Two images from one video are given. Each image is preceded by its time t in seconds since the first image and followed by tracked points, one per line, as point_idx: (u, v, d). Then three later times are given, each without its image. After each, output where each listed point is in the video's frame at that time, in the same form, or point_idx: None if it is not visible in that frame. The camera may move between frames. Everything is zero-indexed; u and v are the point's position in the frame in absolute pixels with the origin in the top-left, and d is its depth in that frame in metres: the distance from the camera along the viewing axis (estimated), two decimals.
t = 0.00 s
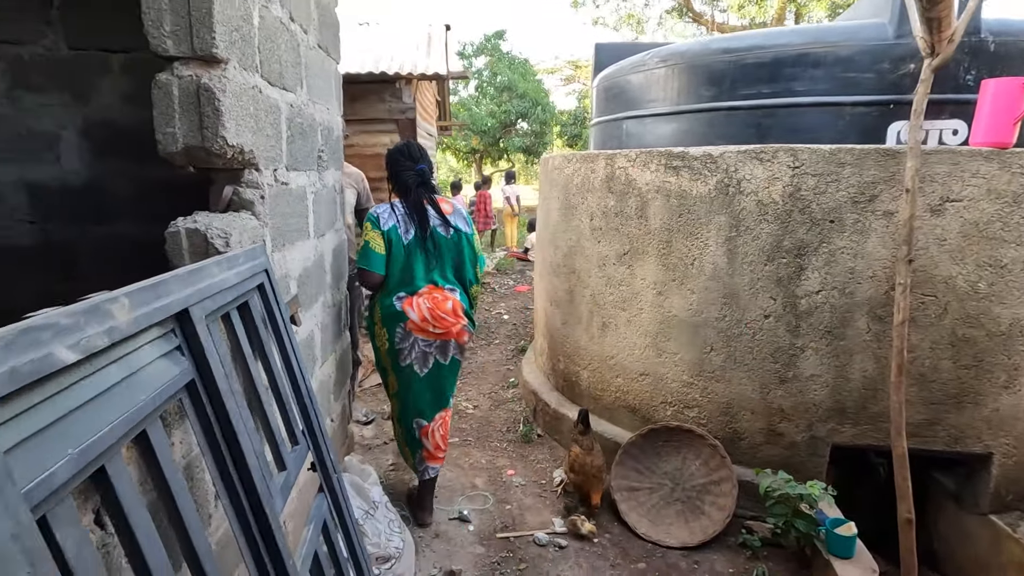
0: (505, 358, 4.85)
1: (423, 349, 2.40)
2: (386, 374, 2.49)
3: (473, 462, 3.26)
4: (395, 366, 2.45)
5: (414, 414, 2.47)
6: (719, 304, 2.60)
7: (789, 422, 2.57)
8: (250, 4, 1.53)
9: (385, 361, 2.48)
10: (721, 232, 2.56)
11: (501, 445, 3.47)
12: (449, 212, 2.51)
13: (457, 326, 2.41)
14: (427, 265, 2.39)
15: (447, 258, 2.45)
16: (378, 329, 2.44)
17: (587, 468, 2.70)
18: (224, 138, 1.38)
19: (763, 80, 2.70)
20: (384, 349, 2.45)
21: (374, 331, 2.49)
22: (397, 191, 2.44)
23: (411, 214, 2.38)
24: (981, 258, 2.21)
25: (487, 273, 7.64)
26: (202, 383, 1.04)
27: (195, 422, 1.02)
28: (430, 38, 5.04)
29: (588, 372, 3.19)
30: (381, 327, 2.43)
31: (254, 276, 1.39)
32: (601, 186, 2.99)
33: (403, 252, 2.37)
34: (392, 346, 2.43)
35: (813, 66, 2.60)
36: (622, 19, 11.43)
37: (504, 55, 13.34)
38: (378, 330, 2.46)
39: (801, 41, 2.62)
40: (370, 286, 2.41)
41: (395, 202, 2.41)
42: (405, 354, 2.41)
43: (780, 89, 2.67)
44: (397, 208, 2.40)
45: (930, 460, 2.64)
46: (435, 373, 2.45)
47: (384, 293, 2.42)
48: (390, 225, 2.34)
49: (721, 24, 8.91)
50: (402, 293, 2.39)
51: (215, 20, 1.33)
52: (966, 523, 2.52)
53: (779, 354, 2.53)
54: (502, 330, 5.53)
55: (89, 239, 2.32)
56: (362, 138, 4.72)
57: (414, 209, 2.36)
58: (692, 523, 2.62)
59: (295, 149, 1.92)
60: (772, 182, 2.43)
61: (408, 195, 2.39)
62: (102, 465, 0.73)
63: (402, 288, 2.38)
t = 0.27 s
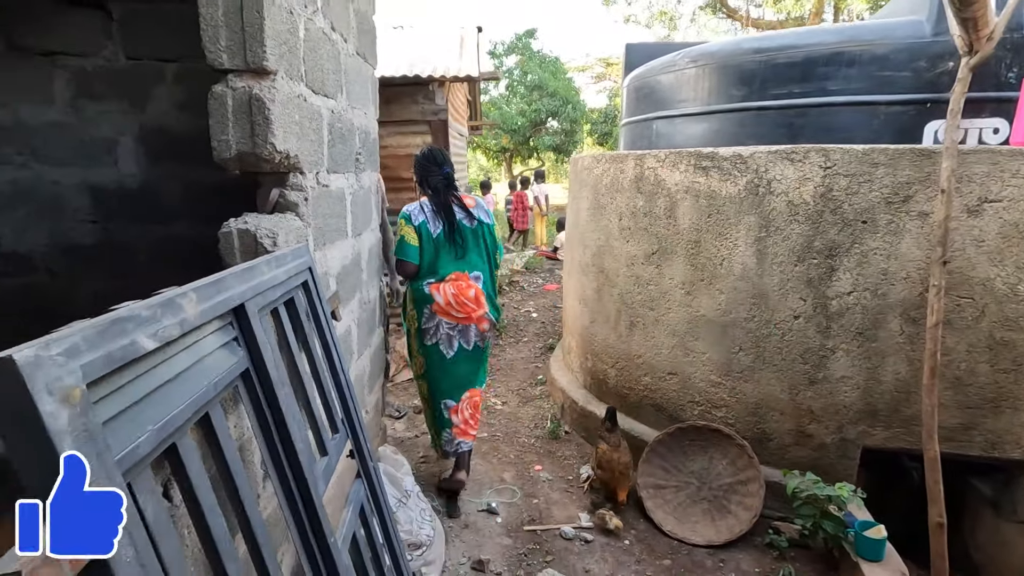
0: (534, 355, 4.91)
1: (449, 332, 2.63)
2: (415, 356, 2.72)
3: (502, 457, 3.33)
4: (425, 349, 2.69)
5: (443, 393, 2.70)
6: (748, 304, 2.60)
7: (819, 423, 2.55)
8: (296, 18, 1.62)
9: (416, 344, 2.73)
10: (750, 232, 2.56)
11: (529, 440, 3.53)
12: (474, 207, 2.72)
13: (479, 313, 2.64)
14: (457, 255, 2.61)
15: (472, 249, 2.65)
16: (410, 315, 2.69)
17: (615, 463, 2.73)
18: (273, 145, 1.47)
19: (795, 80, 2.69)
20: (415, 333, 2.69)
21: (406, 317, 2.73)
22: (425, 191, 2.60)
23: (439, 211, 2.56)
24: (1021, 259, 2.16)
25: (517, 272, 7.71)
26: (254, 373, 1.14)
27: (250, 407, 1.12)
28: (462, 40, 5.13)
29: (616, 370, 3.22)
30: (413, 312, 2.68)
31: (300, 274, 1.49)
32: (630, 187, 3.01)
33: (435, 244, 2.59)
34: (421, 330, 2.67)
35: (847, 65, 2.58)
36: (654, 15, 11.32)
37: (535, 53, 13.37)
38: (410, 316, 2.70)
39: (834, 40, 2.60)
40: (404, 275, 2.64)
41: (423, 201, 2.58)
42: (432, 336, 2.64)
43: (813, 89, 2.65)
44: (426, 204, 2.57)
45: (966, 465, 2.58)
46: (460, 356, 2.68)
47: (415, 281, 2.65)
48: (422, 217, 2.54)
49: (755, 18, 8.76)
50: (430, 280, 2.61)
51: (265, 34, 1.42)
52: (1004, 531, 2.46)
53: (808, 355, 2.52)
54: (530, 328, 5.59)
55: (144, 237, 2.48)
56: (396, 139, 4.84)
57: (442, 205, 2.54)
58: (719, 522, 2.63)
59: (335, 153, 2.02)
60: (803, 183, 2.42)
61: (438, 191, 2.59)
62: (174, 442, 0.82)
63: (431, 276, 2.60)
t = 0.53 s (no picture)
0: (563, 354, 4.94)
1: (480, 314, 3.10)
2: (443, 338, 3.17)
3: (529, 453, 3.37)
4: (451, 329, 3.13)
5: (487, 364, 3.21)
6: (779, 306, 2.58)
7: (851, 427, 2.51)
8: (336, 26, 1.69)
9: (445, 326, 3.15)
10: (782, 232, 2.54)
11: (557, 438, 3.57)
12: (499, 204, 3.15)
13: (506, 299, 3.10)
14: (476, 245, 3.06)
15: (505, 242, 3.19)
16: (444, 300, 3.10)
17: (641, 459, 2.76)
18: (315, 149, 1.55)
19: (831, 78, 2.65)
20: (444, 316, 3.13)
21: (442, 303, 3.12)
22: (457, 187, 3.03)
23: (467, 205, 3.01)
24: None
25: (547, 271, 7.74)
26: (297, 364, 1.21)
27: (293, 396, 1.19)
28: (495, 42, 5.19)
29: (644, 370, 3.22)
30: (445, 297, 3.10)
31: (338, 271, 1.56)
32: (660, 186, 3.01)
33: (458, 236, 3.05)
34: (452, 314, 3.10)
35: (886, 63, 2.53)
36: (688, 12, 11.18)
37: (567, 52, 13.37)
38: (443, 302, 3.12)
39: (873, 37, 2.56)
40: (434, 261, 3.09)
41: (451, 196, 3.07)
42: (465, 319, 3.10)
43: (849, 87, 2.61)
44: (454, 199, 3.07)
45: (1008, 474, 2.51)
46: (487, 334, 3.17)
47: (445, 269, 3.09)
48: (448, 211, 3.03)
49: (793, 14, 8.58)
50: (462, 269, 3.06)
51: (308, 44, 1.50)
52: None
53: (841, 357, 2.48)
54: (559, 327, 5.62)
55: (191, 235, 2.61)
56: (429, 140, 4.93)
57: (469, 202, 3.01)
58: (747, 524, 2.62)
59: (372, 155, 2.09)
60: (837, 183, 2.38)
61: (470, 190, 3.07)
62: (227, 425, 0.89)
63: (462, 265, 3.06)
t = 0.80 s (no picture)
0: (589, 353, 4.94)
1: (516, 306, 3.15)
2: (480, 331, 3.17)
3: (554, 451, 3.39)
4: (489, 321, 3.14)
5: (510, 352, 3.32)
6: (809, 307, 2.54)
7: (884, 432, 2.46)
8: (369, 31, 1.75)
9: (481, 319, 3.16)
10: (813, 232, 2.50)
11: (582, 436, 3.58)
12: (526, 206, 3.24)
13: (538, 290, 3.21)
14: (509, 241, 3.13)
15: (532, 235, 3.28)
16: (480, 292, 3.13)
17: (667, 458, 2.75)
18: (348, 150, 1.62)
19: (866, 75, 2.59)
20: (481, 308, 3.14)
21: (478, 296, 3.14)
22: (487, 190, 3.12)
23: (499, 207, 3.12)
24: None
25: (575, 271, 7.74)
26: (330, 356, 1.26)
27: (326, 385, 1.25)
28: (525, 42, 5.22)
29: (670, 370, 3.20)
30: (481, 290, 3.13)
31: (369, 268, 1.62)
32: (688, 186, 2.99)
33: (491, 229, 3.11)
34: (489, 306, 3.12)
35: (924, 59, 2.47)
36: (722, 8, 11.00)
37: (598, 51, 13.29)
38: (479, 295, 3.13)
39: (911, 33, 2.49)
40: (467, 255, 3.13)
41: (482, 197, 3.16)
42: (501, 311, 3.13)
43: (885, 84, 2.55)
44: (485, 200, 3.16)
45: None
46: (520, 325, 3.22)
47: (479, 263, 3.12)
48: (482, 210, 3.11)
49: (831, 9, 8.36)
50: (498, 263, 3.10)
51: (343, 49, 1.56)
52: None
53: (873, 360, 2.43)
54: (586, 327, 5.62)
55: (230, 233, 2.72)
56: (459, 140, 4.99)
57: (501, 204, 3.11)
58: (773, 527, 2.59)
59: (402, 155, 2.15)
60: (870, 182, 2.34)
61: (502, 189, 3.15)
62: (265, 411, 0.95)
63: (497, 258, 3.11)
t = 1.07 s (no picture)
0: (611, 352, 4.96)
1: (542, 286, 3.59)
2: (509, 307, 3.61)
3: (574, 448, 3.43)
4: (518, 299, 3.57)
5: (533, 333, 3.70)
6: (832, 306, 2.52)
7: (908, 433, 2.43)
8: (395, 36, 1.82)
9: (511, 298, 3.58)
10: (836, 231, 2.48)
11: (602, 434, 3.60)
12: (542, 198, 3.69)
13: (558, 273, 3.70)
14: (539, 228, 3.56)
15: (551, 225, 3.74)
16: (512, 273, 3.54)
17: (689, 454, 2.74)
18: (374, 149, 1.70)
19: (893, 73, 2.56)
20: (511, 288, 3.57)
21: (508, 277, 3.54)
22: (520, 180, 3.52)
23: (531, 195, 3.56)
24: None
25: (598, 270, 7.74)
26: (355, 345, 1.33)
27: (352, 373, 1.32)
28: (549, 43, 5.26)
29: (691, 369, 3.20)
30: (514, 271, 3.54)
31: (393, 263, 1.69)
32: (710, 185, 2.98)
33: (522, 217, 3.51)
34: (518, 286, 3.55)
35: (953, 56, 2.43)
36: (751, 5, 10.84)
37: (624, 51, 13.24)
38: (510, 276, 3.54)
39: (939, 29, 2.46)
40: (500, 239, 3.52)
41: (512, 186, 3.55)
42: (529, 290, 3.57)
43: (913, 81, 2.52)
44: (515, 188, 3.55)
45: None
46: (541, 305, 3.66)
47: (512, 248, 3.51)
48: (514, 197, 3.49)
49: (865, 3, 8.18)
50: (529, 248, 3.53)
51: (370, 53, 1.63)
52: None
53: (898, 361, 2.40)
54: (608, 326, 5.63)
55: (262, 231, 2.84)
56: (483, 140, 5.06)
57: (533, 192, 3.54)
58: (793, 527, 2.57)
59: (426, 155, 2.22)
60: (896, 181, 2.31)
61: (532, 180, 3.57)
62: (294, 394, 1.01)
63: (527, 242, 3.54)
